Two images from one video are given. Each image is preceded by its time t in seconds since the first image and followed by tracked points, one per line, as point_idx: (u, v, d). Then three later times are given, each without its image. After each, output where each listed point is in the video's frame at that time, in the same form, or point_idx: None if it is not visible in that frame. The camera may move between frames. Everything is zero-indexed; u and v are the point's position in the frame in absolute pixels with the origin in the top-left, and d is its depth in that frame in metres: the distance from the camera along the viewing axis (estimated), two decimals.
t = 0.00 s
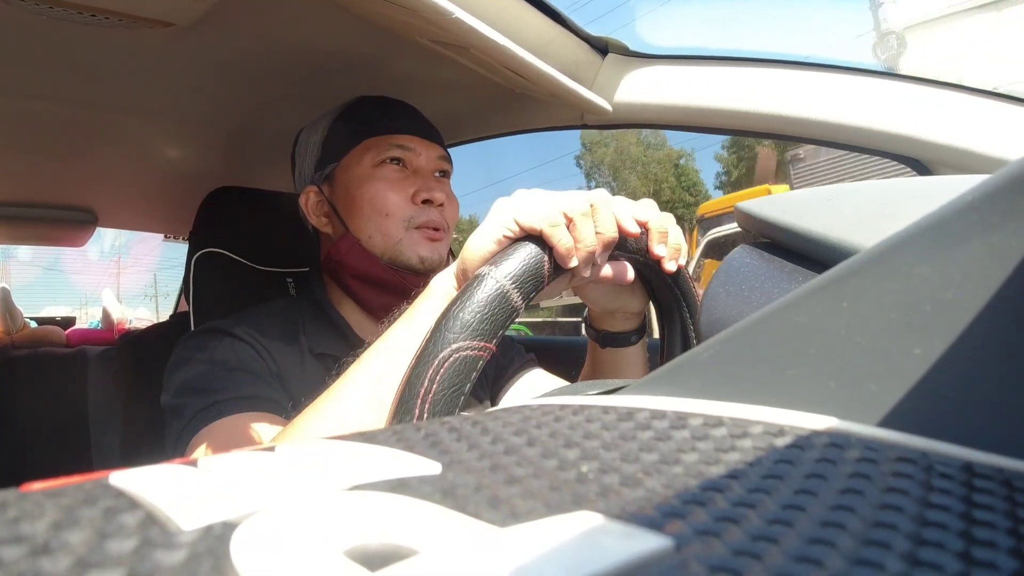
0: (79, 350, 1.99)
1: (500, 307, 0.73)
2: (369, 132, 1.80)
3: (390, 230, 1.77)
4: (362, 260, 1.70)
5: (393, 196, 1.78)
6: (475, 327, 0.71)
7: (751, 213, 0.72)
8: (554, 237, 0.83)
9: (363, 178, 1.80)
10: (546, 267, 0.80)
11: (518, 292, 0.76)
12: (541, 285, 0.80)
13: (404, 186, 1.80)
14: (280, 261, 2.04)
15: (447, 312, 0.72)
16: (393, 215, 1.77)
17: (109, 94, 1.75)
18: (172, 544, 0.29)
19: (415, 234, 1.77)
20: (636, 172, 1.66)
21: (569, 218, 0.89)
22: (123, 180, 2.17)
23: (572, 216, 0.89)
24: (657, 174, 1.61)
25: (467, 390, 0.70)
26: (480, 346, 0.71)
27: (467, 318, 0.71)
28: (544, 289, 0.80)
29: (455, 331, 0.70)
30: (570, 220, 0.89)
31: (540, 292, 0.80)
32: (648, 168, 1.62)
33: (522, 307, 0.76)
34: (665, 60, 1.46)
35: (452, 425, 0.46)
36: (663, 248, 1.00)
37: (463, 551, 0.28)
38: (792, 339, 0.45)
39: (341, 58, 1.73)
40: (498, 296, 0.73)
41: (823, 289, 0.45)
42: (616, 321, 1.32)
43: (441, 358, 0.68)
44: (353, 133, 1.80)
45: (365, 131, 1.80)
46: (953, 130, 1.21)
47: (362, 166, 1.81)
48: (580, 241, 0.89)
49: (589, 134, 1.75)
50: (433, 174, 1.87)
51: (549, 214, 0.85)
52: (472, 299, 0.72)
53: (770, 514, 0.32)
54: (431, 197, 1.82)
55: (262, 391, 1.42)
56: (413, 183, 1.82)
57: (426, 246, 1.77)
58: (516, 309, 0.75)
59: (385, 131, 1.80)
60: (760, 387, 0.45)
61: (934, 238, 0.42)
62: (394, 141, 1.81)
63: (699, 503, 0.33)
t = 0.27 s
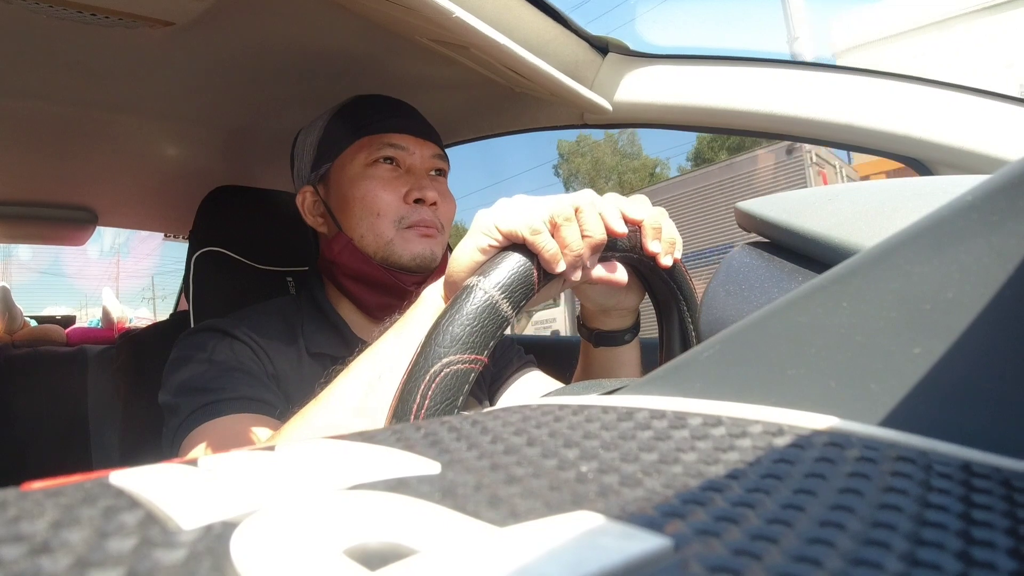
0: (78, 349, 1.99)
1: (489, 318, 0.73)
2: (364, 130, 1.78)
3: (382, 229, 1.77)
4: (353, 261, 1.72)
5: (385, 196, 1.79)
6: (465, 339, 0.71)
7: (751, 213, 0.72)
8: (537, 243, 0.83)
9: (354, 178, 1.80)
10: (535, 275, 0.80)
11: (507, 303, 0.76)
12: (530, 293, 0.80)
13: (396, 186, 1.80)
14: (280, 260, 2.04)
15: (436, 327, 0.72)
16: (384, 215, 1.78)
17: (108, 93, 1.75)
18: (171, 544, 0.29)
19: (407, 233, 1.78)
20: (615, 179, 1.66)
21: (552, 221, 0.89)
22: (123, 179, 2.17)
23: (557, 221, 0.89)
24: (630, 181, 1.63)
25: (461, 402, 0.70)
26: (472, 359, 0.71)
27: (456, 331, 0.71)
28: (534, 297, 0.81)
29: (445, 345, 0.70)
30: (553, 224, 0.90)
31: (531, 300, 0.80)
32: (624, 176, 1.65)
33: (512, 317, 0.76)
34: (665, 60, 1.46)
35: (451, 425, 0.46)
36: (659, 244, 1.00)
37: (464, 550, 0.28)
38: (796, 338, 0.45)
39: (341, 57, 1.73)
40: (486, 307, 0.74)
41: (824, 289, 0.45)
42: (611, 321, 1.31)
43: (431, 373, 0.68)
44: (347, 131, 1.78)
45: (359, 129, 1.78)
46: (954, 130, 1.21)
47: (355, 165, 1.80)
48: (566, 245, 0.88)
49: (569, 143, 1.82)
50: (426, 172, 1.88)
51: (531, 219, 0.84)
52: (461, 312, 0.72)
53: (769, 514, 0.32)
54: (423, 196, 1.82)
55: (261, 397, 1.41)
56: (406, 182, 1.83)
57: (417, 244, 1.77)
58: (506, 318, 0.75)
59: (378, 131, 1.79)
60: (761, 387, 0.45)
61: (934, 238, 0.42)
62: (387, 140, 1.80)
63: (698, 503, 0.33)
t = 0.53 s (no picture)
0: (79, 346, 1.99)
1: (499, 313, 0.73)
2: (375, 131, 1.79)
3: (388, 228, 1.76)
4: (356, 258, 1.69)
5: (392, 196, 1.77)
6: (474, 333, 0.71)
7: (752, 213, 0.72)
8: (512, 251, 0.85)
9: (361, 178, 1.79)
10: (546, 267, 0.79)
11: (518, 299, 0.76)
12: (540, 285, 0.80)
13: (402, 187, 1.79)
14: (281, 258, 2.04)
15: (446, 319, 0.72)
16: (390, 215, 1.76)
17: (110, 90, 1.75)
18: (171, 542, 0.29)
19: (411, 234, 1.77)
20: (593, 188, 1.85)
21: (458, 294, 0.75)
22: (124, 177, 2.18)
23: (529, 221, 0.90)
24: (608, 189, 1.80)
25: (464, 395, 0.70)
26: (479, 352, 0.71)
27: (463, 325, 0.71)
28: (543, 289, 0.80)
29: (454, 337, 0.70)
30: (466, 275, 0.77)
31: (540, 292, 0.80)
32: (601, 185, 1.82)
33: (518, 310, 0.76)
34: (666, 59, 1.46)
35: (452, 423, 0.46)
36: (663, 243, 1.00)
37: (464, 549, 0.28)
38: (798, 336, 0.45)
39: (342, 55, 1.73)
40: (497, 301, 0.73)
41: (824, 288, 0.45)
42: (616, 326, 1.30)
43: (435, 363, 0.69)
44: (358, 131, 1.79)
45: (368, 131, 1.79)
46: (956, 129, 1.20)
47: (363, 164, 1.79)
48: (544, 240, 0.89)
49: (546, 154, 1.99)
50: (433, 174, 1.87)
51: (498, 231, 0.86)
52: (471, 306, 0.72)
53: (770, 514, 0.32)
54: (429, 198, 1.80)
55: (249, 435, 1.41)
56: (413, 183, 1.81)
57: (421, 244, 1.77)
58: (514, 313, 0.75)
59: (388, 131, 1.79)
60: (761, 386, 0.45)
61: (937, 238, 0.42)
62: (395, 141, 1.80)
63: (698, 503, 0.33)
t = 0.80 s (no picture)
0: (79, 347, 1.99)
1: (496, 312, 0.74)
2: (372, 131, 1.79)
3: (382, 229, 1.75)
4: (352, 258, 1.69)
5: (387, 196, 1.77)
6: (471, 331, 0.71)
7: (752, 215, 0.72)
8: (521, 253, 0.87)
9: (357, 179, 1.79)
10: (545, 268, 0.79)
11: (515, 296, 0.76)
12: (539, 287, 0.80)
13: (399, 187, 1.78)
14: (281, 260, 2.04)
15: (443, 317, 0.73)
16: (385, 215, 1.75)
17: (110, 91, 1.75)
18: (170, 543, 0.29)
19: (406, 235, 1.74)
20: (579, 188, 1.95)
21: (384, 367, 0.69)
22: (125, 178, 2.18)
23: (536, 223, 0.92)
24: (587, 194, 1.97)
25: (466, 395, 0.71)
26: (477, 351, 0.72)
27: (462, 323, 0.71)
28: (542, 291, 0.80)
29: (452, 335, 0.71)
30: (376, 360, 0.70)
31: (538, 294, 0.80)
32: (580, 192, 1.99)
33: (518, 310, 0.76)
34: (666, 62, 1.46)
35: (451, 425, 0.46)
36: (659, 242, 1.02)
37: (464, 552, 0.28)
38: (798, 340, 0.45)
39: (342, 57, 1.73)
40: (494, 301, 0.74)
41: (824, 291, 0.45)
42: (614, 327, 1.30)
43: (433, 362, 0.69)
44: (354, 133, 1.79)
45: (365, 132, 1.79)
46: (954, 132, 1.21)
47: (360, 165, 1.80)
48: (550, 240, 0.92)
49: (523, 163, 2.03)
50: (429, 176, 1.87)
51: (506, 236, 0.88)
52: (467, 304, 0.73)
53: (769, 516, 0.32)
54: (424, 198, 1.79)
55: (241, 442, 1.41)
56: (408, 185, 1.81)
57: (416, 247, 1.73)
58: (512, 313, 0.76)
59: (384, 133, 1.79)
60: (761, 388, 0.45)
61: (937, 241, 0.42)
62: (391, 142, 1.80)
63: (698, 505, 0.33)
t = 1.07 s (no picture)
0: (79, 350, 1.99)
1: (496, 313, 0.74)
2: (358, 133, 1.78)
3: (371, 229, 1.78)
4: (344, 259, 1.73)
5: (375, 196, 1.78)
6: (472, 333, 0.71)
7: (752, 216, 0.72)
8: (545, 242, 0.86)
9: (345, 180, 1.80)
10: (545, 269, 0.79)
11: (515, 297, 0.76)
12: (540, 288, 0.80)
13: (386, 187, 1.80)
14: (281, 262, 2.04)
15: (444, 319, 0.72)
16: (373, 215, 1.77)
17: (110, 94, 1.75)
18: (170, 546, 0.29)
19: (395, 235, 1.78)
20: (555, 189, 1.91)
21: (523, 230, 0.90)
22: (124, 180, 2.18)
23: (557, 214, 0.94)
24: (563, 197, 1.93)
25: (466, 397, 0.70)
26: (478, 353, 0.71)
27: (465, 323, 0.72)
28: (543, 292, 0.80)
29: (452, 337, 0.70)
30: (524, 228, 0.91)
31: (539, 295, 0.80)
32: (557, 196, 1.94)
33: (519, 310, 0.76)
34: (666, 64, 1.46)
35: (451, 427, 0.46)
36: (659, 244, 1.00)
37: (464, 554, 0.28)
38: (799, 342, 0.45)
39: (342, 59, 1.73)
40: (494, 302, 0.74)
41: (823, 292, 0.45)
42: (614, 326, 1.31)
43: (437, 364, 0.69)
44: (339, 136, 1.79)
45: (358, 132, 1.78)
46: (953, 132, 1.21)
47: (346, 167, 1.80)
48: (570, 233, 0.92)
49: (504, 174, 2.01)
50: (417, 173, 1.87)
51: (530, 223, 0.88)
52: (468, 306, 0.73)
53: (770, 518, 0.32)
54: (412, 196, 1.80)
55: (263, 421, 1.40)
56: (396, 183, 1.82)
57: (405, 247, 1.77)
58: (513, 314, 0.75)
59: (370, 132, 1.79)
60: (761, 389, 0.45)
61: (936, 241, 0.42)
62: (376, 141, 1.80)
63: (698, 506, 0.33)
